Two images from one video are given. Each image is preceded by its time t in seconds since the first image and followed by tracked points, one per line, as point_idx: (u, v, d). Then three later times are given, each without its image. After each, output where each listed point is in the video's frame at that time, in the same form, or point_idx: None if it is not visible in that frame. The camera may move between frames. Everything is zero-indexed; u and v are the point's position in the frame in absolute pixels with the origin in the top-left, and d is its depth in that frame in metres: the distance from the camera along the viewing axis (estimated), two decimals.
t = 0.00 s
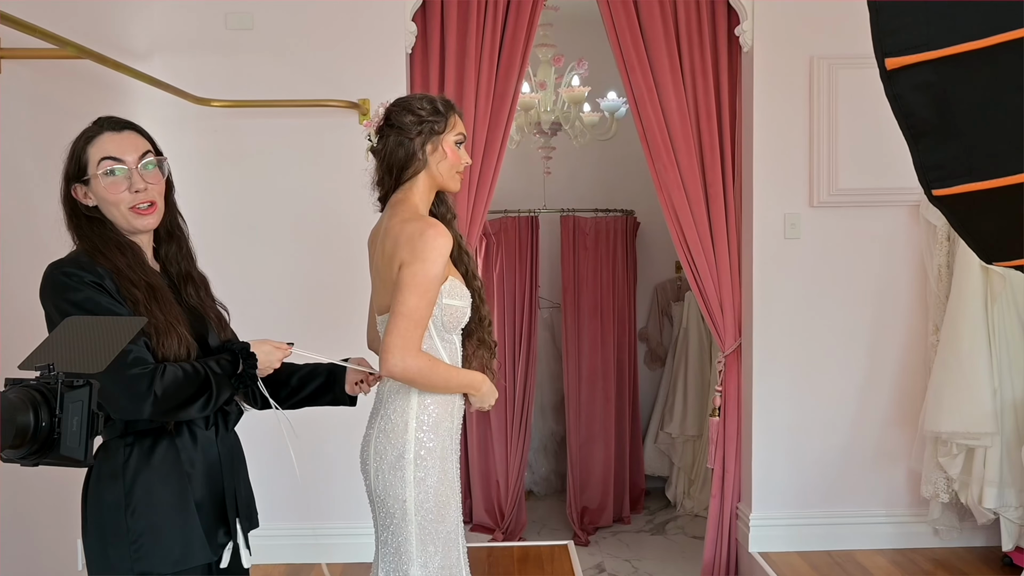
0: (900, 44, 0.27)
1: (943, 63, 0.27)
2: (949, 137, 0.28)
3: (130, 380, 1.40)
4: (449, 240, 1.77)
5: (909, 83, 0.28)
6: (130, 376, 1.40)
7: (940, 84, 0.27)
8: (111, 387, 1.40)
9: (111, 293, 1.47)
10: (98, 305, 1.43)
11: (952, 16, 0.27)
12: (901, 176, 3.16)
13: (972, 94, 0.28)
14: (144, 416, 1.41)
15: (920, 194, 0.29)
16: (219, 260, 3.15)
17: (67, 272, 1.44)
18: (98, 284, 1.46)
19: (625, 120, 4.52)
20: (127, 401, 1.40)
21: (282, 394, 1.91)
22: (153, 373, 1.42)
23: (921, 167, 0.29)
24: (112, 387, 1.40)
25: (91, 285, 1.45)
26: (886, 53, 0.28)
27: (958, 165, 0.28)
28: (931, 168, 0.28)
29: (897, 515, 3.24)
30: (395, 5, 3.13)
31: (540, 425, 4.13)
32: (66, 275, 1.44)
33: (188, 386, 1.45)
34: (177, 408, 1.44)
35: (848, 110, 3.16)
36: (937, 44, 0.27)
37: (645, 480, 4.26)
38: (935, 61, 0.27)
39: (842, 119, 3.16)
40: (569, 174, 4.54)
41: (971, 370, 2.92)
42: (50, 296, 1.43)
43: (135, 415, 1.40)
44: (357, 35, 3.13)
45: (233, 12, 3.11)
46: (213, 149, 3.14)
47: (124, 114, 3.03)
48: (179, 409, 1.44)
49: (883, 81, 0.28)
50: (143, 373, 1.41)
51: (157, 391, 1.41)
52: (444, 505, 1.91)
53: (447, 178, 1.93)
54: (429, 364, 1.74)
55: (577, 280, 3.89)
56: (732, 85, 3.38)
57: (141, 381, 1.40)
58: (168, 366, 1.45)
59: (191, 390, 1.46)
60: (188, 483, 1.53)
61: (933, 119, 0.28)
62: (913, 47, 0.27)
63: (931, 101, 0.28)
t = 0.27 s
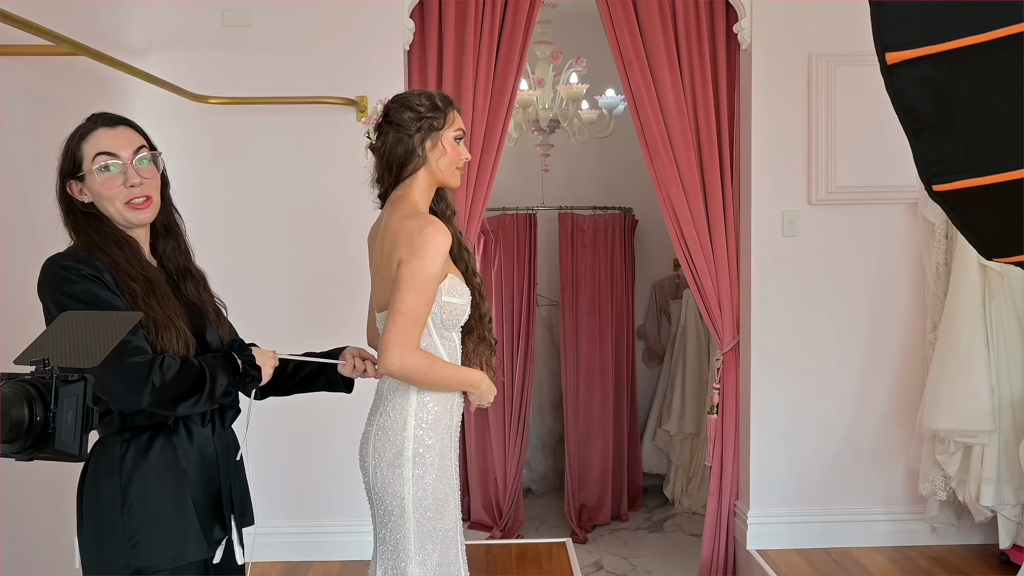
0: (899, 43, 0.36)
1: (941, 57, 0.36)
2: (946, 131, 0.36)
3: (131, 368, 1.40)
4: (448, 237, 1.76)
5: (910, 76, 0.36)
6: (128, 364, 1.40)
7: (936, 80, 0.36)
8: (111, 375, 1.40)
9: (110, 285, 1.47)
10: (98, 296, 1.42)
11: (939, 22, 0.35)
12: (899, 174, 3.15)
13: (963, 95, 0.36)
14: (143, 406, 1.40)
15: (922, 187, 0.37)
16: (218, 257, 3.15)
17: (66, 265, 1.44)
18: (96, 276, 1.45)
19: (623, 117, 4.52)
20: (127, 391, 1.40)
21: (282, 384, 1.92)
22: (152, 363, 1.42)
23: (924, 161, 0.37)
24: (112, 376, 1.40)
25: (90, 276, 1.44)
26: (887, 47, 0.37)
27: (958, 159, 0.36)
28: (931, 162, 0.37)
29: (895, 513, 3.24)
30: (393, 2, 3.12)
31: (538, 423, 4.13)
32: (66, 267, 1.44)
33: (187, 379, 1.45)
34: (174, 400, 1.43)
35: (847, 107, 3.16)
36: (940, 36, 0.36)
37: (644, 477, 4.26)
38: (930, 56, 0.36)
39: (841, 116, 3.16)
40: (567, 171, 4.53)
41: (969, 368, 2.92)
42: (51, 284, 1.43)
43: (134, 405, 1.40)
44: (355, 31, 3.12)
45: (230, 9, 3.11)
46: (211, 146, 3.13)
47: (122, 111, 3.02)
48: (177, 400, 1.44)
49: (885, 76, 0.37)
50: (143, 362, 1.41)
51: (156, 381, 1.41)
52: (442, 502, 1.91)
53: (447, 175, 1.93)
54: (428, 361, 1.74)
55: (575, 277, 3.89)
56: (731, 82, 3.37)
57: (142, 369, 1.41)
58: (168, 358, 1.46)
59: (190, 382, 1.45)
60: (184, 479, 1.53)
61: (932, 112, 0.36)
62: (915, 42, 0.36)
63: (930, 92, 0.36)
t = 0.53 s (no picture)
0: (904, 40, 0.49)
1: (944, 54, 0.48)
2: (946, 124, 0.49)
3: (125, 366, 1.39)
4: (448, 233, 1.76)
5: (912, 73, 0.49)
6: (122, 362, 1.39)
7: (940, 76, 0.48)
8: (105, 373, 1.39)
9: (105, 280, 1.47)
10: (93, 293, 1.42)
11: (944, 30, 0.48)
12: (900, 170, 3.15)
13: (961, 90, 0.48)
14: (137, 403, 1.40)
15: (930, 180, 0.51)
16: (218, 252, 3.15)
17: (62, 260, 1.43)
18: (92, 271, 1.45)
19: (625, 113, 4.51)
20: (121, 388, 1.39)
21: (280, 377, 1.91)
22: (146, 360, 1.41)
23: (927, 154, 0.50)
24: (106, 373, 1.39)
25: (85, 272, 1.44)
26: (891, 45, 0.49)
27: (957, 152, 0.49)
28: (932, 150, 0.50)
29: (894, 509, 3.24)
30: None
31: (538, 419, 4.13)
32: (61, 262, 1.43)
33: (181, 377, 1.44)
34: (167, 398, 1.43)
35: (848, 104, 3.15)
36: (937, 39, 0.48)
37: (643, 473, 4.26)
38: (934, 52, 0.48)
39: (842, 113, 3.15)
40: (568, 166, 4.52)
41: (969, 365, 2.92)
42: (46, 280, 1.42)
43: (128, 402, 1.40)
44: (355, 26, 3.11)
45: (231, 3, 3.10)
46: (211, 140, 3.12)
47: (122, 105, 3.02)
48: (170, 398, 1.43)
49: (893, 72, 0.50)
50: (137, 360, 1.41)
51: (150, 379, 1.40)
52: (442, 498, 1.90)
53: (449, 170, 1.92)
54: (427, 357, 1.74)
55: (575, 274, 3.88)
56: (733, 78, 3.37)
57: (136, 367, 1.40)
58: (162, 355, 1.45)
59: (184, 381, 1.45)
60: (181, 474, 1.52)
61: (932, 106, 0.49)
62: (912, 41, 0.48)
63: (932, 89, 0.48)
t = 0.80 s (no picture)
0: (903, 35, 0.36)
1: (943, 50, 0.36)
2: (948, 124, 0.36)
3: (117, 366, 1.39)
4: (444, 231, 1.76)
5: (909, 68, 0.36)
6: (116, 361, 1.39)
7: (940, 74, 0.35)
8: (100, 372, 1.39)
9: (98, 279, 1.46)
10: (86, 292, 1.42)
11: (945, 18, 0.35)
12: (898, 168, 3.15)
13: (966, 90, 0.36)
14: (131, 402, 1.40)
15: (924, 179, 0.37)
16: (214, 251, 3.14)
17: (54, 260, 1.43)
18: (84, 269, 1.45)
19: (622, 110, 4.51)
20: (116, 387, 1.39)
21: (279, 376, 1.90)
22: (141, 360, 1.41)
23: (924, 155, 0.37)
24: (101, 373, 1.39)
25: (78, 271, 1.43)
26: (887, 40, 0.36)
27: (963, 154, 0.36)
28: (932, 154, 0.36)
29: (892, 507, 3.24)
30: None
31: (536, 417, 4.13)
32: (53, 261, 1.43)
33: (175, 377, 1.44)
34: (161, 398, 1.43)
35: (846, 101, 3.15)
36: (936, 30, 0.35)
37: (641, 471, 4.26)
38: (933, 48, 0.36)
39: (839, 110, 3.15)
40: (565, 164, 4.52)
41: (966, 362, 2.92)
42: (39, 278, 1.42)
43: (123, 402, 1.40)
44: (352, 24, 3.11)
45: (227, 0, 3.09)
46: (207, 138, 3.12)
47: (117, 103, 3.01)
48: (165, 398, 1.43)
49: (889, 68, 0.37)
50: (132, 359, 1.40)
51: (144, 378, 1.40)
52: (438, 496, 1.90)
53: (446, 168, 1.92)
54: (422, 355, 1.74)
55: (573, 271, 3.88)
56: (731, 76, 3.37)
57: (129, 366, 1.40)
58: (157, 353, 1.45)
59: (179, 381, 1.44)
60: (178, 474, 1.52)
61: (932, 103, 0.36)
62: (910, 35, 0.36)
63: (931, 85, 0.36)
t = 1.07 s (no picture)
0: (896, 31, 0.34)
1: (939, 46, 0.34)
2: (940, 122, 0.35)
3: (112, 366, 1.37)
4: (441, 229, 1.75)
5: (906, 65, 0.35)
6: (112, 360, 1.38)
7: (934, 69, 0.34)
8: (94, 371, 1.37)
9: (94, 278, 1.45)
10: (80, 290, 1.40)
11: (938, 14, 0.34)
12: (892, 166, 3.15)
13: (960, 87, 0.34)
14: (124, 403, 1.38)
15: (919, 178, 0.36)
16: (209, 250, 3.13)
17: (50, 257, 1.42)
18: (81, 268, 1.44)
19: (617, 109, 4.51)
20: (109, 388, 1.37)
21: (271, 375, 1.89)
22: (135, 360, 1.40)
23: (918, 153, 0.36)
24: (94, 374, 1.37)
25: (74, 269, 1.42)
26: (883, 36, 0.35)
27: (956, 151, 0.35)
28: (926, 153, 0.35)
29: (887, 505, 3.25)
30: None
31: (531, 416, 4.13)
32: (49, 259, 1.42)
33: (170, 379, 1.43)
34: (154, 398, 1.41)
35: (840, 99, 3.15)
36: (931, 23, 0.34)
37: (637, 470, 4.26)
38: (929, 43, 0.34)
39: (834, 108, 3.15)
40: (561, 163, 4.52)
41: (961, 360, 2.92)
42: (35, 275, 1.41)
43: (117, 402, 1.37)
44: (347, 22, 3.10)
45: None
46: (202, 137, 3.11)
47: (111, 102, 3.00)
48: (159, 399, 1.42)
49: (882, 66, 0.35)
50: (128, 360, 1.39)
51: (140, 379, 1.39)
52: (436, 495, 1.90)
53: (441, 167, 1.92)
54: (420, 353, 1.73)
55: (568, 270, 3.88)
56: (726, 74, 3.37)
57: (125, 366, 1.38)
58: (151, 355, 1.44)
59: (173, 382, 1.43)
60: (175, 473, 1.52)
61: (928, 101, 0.35)
62: (906, 30, 0.34)
63: (927, 82, 0.35)
